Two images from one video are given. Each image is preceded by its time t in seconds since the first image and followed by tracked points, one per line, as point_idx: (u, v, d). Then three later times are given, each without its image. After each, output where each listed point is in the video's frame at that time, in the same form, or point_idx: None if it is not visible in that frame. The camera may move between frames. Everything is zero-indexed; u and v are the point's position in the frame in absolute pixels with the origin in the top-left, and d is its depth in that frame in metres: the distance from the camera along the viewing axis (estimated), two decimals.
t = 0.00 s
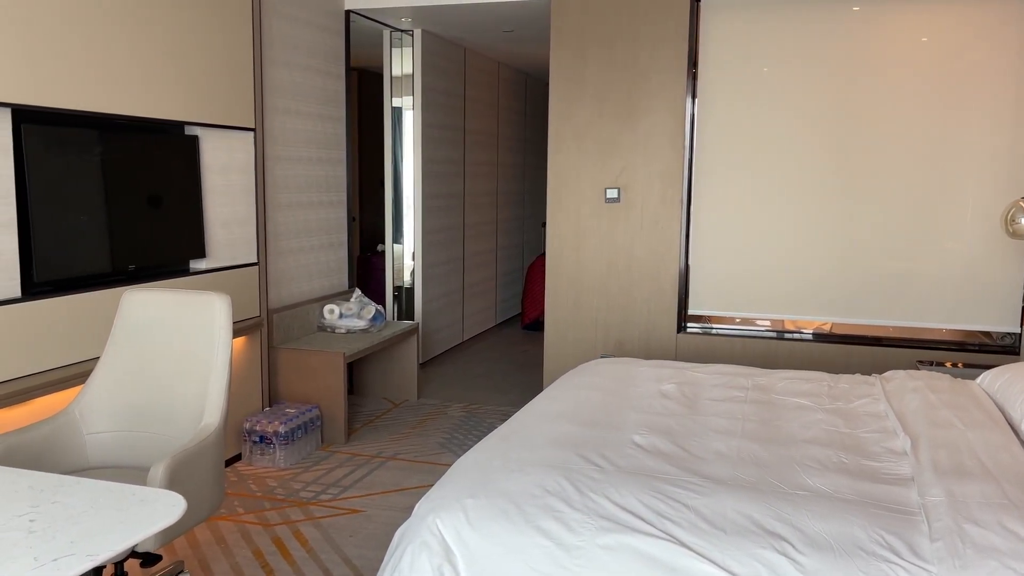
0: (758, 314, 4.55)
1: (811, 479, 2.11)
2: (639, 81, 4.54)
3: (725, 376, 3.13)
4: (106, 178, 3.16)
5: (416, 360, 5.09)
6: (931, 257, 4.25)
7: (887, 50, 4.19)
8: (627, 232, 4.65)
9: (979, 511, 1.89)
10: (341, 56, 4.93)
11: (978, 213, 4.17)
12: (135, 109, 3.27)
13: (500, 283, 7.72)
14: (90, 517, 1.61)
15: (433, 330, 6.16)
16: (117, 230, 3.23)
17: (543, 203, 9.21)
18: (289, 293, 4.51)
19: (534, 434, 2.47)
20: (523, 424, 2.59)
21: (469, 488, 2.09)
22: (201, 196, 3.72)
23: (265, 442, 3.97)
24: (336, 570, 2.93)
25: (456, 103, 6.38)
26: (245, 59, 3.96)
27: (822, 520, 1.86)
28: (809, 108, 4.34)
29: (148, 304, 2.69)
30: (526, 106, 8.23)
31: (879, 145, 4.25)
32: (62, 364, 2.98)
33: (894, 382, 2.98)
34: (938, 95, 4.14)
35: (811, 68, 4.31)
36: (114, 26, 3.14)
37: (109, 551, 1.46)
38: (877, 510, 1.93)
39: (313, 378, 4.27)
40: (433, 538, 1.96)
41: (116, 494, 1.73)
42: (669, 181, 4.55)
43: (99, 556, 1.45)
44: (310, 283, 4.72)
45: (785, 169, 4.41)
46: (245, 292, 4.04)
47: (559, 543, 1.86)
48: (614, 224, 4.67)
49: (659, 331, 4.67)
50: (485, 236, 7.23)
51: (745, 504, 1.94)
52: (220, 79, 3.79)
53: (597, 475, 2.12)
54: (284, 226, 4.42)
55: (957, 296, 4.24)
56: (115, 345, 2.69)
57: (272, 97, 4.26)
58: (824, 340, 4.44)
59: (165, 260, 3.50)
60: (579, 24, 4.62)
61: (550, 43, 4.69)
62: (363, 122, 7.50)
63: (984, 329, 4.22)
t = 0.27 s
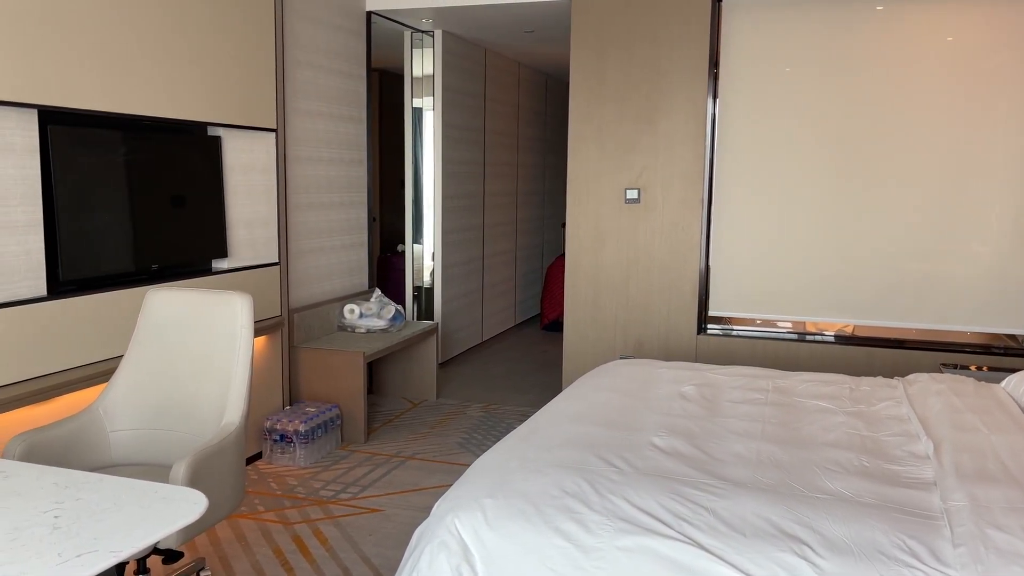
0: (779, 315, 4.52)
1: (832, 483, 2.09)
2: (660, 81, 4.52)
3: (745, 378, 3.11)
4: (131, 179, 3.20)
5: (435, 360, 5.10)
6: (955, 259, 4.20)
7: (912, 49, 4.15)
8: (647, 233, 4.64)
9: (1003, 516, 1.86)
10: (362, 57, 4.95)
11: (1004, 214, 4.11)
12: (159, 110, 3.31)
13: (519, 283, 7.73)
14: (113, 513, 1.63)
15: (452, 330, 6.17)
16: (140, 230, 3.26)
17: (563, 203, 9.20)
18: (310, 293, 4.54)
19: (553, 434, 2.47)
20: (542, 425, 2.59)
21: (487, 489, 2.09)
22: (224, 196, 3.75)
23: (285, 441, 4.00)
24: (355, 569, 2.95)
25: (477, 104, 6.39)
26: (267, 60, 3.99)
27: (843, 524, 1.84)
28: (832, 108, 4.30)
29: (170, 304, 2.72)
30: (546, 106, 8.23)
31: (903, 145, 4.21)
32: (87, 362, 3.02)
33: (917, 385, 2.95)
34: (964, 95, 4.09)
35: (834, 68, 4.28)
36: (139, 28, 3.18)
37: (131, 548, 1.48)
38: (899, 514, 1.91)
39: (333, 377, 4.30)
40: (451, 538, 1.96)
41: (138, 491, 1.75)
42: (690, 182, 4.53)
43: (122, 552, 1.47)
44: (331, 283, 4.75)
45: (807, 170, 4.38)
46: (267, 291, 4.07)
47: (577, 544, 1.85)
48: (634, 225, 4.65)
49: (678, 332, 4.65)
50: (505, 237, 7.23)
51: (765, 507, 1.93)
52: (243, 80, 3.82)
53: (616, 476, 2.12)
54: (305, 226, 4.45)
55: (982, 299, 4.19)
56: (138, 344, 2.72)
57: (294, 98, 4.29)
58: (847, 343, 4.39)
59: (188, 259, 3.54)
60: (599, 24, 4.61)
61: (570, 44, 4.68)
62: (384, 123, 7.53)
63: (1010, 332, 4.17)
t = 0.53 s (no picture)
0: (800, 318, 4.49)
1: (852, 486, 2.07)
2: (680, 82, 4.51)
3: (765, 381, 3.09)
4: (155, 179, 3.24)
5: (454, 360, 5.12)
6: (980, 261, 4.16)
7: (936, 49, 4.11)
8: (667, 234, 4.62)
9: None
10: (383, 58, 4.98)
11: None
12: (183, 111, 3.35)
13: (539, 284, 7.73)
14: (136, 509, 1.65)
15: (472, 331, 6.19)
16: (164, 230, 3.31)
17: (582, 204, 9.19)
18: (330, 293, 4.57)
19: (572, 435, 2.47)
20: (561, 426, 2.59)
21: (505, 489, 2.10)
22: (246, 197, 3.79)
23: (305, 440, 4.04)
24: (374, 567, 2.96)
25: (497, 105, 6.40)
26: (289, 61, 4.02)
27: (863, 528, 1.83)
28: (854, 109, 4.27)
29: (192, 303, 2.76)
30: (566, 107, 8.23)
31: (927, 146, 4.16)
32: (112, 360, 3.06)
33: (940, 388, 2.91)
34: (989, 96, 4.05)
35: (856, 68, 4.25)
36: (164, 31, 3.22)
37: (153, 543, 1.50)
38: (920, 518, 1.89)
39: (353, 377, 4.32)
40: (469, 538, 1.97)
41: (160, 488, 1.78)
42: (710, 183, 4.51)
43: (144, 548, 1.49)
44: (351, 283, 4.77)
45: (829, 171, 4.34)
46: (288, 291, 4.10)
47: (595, 545, 1.85)
48: (654, 226, 4.64)
49: (699, 334, 4.63)
50: (524, 238, 7.24)
51: (784, 510, 1.91)
52: (265, 82, 3.86)
53: (634, 478, 2.11)
54: (326, 227, 4.48)
55: (1007, 301, 4.14)
56: (161, 344, 2.76)
57: (315, 100, 4.32)
58: (869, 345, 4.36)
59: (211, 259, 3.57)
60: (620, 24, 4.60)
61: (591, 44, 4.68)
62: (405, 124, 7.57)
63: None
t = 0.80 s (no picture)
0: (822, 320, 4.45)
1: (872, 490, 2.06)
2: (701, 83, 4.49)
3: (785, 383, 3.07)
4: (178, 180, 3.28)
5: (473, 361, 5.13)
6: (1005, 264, 4.10)
7: (961, 50, 4.06)
8: (687, 235, 4.60)
9: None
10: (404, 60, 5.00)
11: None
12: (206, 113, 3.39)
13: (558, 285, 7.72)
14: (159, 506, 1.68)
15: (491, 332, 6.19)
16: (188, 230, 3.34)
17: (602, 205, 9.17)
18: (351, 293, 4.59)
19: (590, 437, 2.47)
20: (579, 427, 2.59)
21: (523, 490, 2.10)
22: (267, 198, 3.82)
23: (325, 439, 4.06)
24: (393, 566, 2.98)
25: (517, 106, 6.40)
26: (311, 63, 4.05)
27: (884, 533, 1.81)
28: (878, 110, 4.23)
29: (215, 303, 2.79)
30: (586, 108, 8.22)
31: (952, 147, 4.11)
32: (137, 359, 3.10)
33: (964, 392, 2.88)
34: (1015, 96, 3.99)
35: (880, 69, 4.21)
36: (189, 33, 3.26)
37: (175, 540, 1.52)
38: (941, 523, 1.87)
39: (372, 377, 4.34)
40: (487, 538, 1.98)
41: (182, 485, 1.80)
42: (731, 184, 4.48)
43: (167, 544, 1.51)
44: (371, 284, 4.80)
45: (851, 173, 4.31)
46: (309, 291, 4.13)
47: (613, 547, 1.85)
48: (674, 228, 4.62)
49: (719, 336, 4.60)
50: (544, 239, 7.24)
51: (804, 513, 1.90)
52: (287, 83, 3.89)
53: (652, 480, 2.11)
54: (346, 227, 4.50)
55: None
56: (185, 342, 2.79)
57: (337, 101, 4.35)
58: (891, 349, 4.32)
59: (233, 259, 3.61)
60: (641, 25, 4.58)
61: (612, 46, 4.67)
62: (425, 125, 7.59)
63: None
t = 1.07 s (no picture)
0: (844, 323, 4.41)
1: (893, 495, 2.04)
2: (722, 84, 4.47)
3: (806, 387, 3.04)
4: (202, 180, 3.32)
5: (492, 362, 5.13)
6: None
7: (987, 50, 4.01)
8: (707, 237, 4.58)
9: None
10: (425, 62, 5.02)
11: None
12: (229, 115, 3.42)
13: (577, 287, 7.71)
14: (181, 503, 1.70)
15: (510, 333, 6.20)
16: (211, 231, 3.38)
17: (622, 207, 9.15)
18: (371, 294, 4.61)
19: (608, 439, 2.47)
20: (598, 429, 2.58)
21: (542, 491, 2.10)
22: (289, 199, 3.85)
23: (345, 439, 4.08)
24: (411, 566, 2.99)
25: (537, 108, 6.41)
26: (333, 66, 4.08)
27: (904, 537, 1.80)
28: (902, 111, 4.19)
29: (236, 303, 2.81)
30: (607, 109, 8.21)
31: (977, 148, 4.06)
32: (160, 357, 3.14)
33: (988, 397, 2.84)
34: None
35: (904, 70, 4.17)
36: (212, 36, 3.30)
37: (196, 537, 1.54)
38: (963, 529, 1.85)
39: (392, 377, 4.36)
40: (505, 538, 1.98)
41: (203, 483, 1.82)
42: (753, 186, 4.46)
43: (187, 541, 1.52)
44: (391, 284, 4.82)
45: (875, 174, 4.26)
46: (330, 292, 4.16)
47: (630, 548, 1.85)
48: (694, 230, 4.60)
49: (740, 339, 4.58)
50: (563, 241, 7.24)
51: (824, 517, 1.89)
52: (309, 85, 3.92)
53: (670, 482, 2.10)
54: (367, 228, 4.53)
55: None
56: (207, 342, 2.81)
57: (358, 103, 4.37)
58: (914, 352, 4.27)
59: (255, 260, 3.64)
60: (662, 26, 4.57)
61: (632, 47, 4.66)
62: (446, 127, 7.61)
63: None
